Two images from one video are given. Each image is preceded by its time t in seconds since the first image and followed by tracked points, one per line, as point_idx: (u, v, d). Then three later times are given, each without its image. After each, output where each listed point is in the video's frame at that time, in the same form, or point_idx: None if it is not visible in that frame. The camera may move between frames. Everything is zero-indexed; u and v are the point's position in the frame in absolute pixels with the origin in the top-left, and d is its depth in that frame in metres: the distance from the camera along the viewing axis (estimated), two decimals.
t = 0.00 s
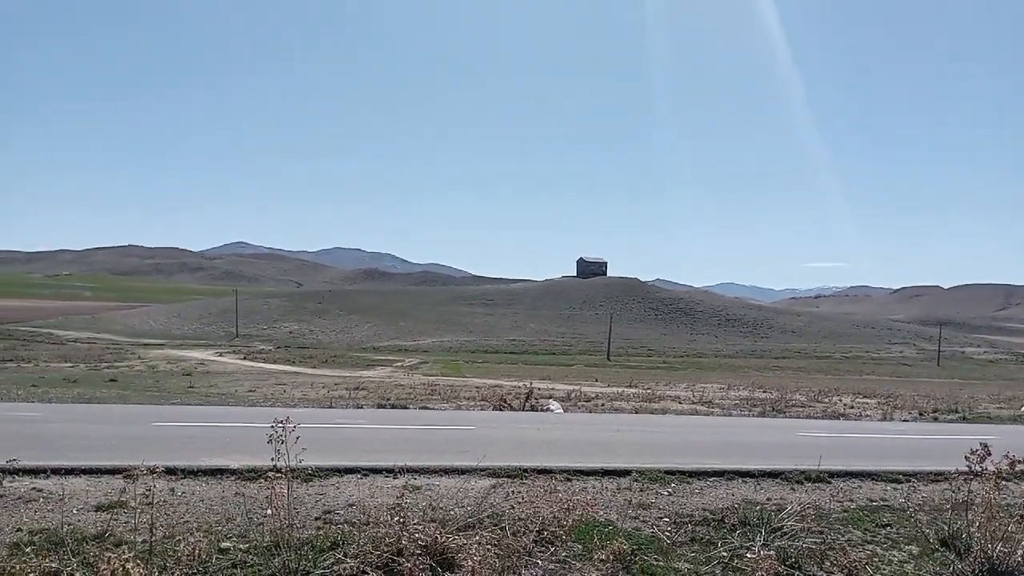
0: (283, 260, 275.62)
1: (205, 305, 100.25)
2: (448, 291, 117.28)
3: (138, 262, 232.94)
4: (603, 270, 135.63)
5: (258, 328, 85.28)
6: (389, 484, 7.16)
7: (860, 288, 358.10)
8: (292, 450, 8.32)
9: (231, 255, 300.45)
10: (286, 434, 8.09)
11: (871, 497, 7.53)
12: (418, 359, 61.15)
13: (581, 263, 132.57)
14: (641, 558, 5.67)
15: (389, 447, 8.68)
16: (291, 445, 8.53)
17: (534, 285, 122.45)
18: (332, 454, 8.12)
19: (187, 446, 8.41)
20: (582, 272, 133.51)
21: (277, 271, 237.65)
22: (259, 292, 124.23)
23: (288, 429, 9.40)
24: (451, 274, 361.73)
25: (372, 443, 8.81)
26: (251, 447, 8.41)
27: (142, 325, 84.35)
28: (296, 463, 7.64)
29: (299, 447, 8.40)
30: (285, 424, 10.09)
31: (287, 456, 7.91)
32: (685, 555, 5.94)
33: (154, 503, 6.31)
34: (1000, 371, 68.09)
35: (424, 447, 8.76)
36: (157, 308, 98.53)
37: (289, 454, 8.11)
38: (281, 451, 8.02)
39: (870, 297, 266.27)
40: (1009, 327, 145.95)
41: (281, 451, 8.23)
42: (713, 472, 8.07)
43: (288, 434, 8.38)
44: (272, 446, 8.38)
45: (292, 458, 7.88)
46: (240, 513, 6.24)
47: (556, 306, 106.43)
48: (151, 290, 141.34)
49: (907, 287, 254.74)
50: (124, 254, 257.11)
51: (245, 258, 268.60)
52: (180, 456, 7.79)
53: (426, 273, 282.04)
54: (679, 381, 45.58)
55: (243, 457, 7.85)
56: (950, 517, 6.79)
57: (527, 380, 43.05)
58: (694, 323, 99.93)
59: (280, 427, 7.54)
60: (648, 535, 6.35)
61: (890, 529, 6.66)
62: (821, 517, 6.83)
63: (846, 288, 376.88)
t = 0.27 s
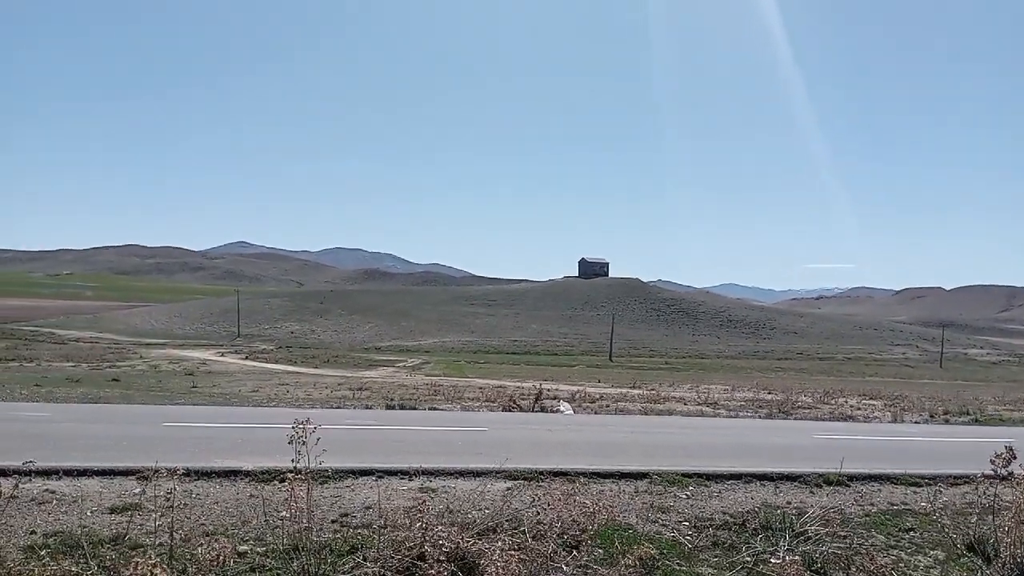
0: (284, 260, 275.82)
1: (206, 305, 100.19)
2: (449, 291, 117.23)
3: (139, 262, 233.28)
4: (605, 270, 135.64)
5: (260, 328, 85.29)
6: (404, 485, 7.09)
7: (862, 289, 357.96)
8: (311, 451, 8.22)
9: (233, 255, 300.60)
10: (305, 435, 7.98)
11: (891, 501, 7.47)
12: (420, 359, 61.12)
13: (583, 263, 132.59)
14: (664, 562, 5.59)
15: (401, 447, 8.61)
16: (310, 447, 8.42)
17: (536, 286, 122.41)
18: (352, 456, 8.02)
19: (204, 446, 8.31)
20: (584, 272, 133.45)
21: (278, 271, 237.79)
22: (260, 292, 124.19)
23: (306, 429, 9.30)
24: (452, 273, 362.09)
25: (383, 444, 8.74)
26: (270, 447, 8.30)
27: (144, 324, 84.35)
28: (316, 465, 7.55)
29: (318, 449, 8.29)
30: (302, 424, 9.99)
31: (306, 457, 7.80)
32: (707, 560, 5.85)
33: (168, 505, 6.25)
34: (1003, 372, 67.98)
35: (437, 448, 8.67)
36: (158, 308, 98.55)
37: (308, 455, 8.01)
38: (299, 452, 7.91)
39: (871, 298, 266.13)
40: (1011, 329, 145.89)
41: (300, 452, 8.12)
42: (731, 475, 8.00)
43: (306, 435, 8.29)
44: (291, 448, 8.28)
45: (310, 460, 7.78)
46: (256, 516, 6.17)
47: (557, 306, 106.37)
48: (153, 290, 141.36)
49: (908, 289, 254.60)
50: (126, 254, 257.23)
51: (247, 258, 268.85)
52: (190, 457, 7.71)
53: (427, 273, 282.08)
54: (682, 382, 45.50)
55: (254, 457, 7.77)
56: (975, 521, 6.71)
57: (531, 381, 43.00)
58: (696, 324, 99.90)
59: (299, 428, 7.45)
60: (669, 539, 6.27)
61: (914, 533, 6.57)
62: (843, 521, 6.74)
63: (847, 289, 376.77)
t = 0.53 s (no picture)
0: (287, 262, 276.04)
1: (209, 307, 100.21)
2: (452, 294, 117.23)
3: (142, 263, 233.64)
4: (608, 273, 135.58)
5: (263, 330, 85.28)
6: (418, 491, 7.02)
7: (864, 292, 357.63)
8: (327, 456, 8.13)
9: (236, 257, 300.97)
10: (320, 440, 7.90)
11: (910, 508, 7.39)
12: (423, 362, 61.06)
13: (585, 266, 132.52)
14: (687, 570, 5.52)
15: (413, 452, 8.54)
16: (325, 452, 8.32)
17: (539, 288, 122.38)
18: (368, 461, 7.93)
19: (218, 450, 8.21)
20: (587, 275, 133.39)
21: (281, 273, 237.99)
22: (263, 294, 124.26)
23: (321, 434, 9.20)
24: (454, 276, 362.19)
25: (396, 449, 8.68)
26: (285, 452, 8.20)
27: (147, 326, 84.38)
28: (331, 470, 7.47)
29: (333, 454, 8.20)
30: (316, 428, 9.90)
31: (322, 462, 7.71)
32: (726, 568, 5.78)
33: (181, 510, 6.18)
34: (1006, 376, 67.79)
35: (449, 453, 8.60)
36: (161, 310, 98.58)
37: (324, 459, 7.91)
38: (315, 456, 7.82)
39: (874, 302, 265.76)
40: (1015, 333, 145.53)
41: (315, 457, 8.04)
42: (746, 481, 7.93)
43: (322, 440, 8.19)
44: (306, 453, 8.18)
45: (326, 464, 7.68)
46: (269, 522, 6.10)
47: (560, 309, 106.31)
48: (155, 292, 141.44)
49: (911, 292, 254.14)
50: (129, 256, 257.63)
51: (249, 260, 269.10)
52: (202, 461, 7.64)
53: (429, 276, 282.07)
54: (685, 386, 45.40)
55: (266, 461, 7.70)
56: (997, 529, 6.63)
57: (534, 384, 42.95)
58: (699, 327, 99.77)
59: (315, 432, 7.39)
60: (688, 546, 6.20)
61: (935, 541, 6.50)
62: (863, 529, 6.67)
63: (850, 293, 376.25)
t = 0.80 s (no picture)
0: (285, 263, 275.86)
1: (207, 308, 100.16)
2: (450, 295, 117.22)
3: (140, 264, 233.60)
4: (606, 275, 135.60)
5: (261, 331, 85.17)
6: (424, 494, 6.95)
7: (862, 294, 357.97)
8: (339, 459, 8.06)
9: (234, 258, 300.80)
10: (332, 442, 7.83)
11: (920, 512, 7.32)
12: (421, 363, 61.05)
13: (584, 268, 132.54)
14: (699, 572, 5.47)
15: (417, 454, 8.47)
16: (338, 454, 8.25)
17: (537, 290, 122.41)
18: (381, 465, 7.85)
19: (228, 453, 8.12)
20: (585, 276, 133.39)
21: (279, 274, 237.92)
22: (262, 295, 124.18)
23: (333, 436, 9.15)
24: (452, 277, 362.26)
25: (399, 451, 8.60)
26: (295, 455, 8.13)
27: (144, 327, 84.28)
28: (341, 474, 7.39)
29: (346, 457, 8.11)
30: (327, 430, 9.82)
31: (333, 465, 7.64)
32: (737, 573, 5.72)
33: (185, 513, 6.11)
34: (1004, 378, 67.81)
35: (454, 455, 8.53)
36: (159, 310, 98.47)
37: (335, 463, 7.84)
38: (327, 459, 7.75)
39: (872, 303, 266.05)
40: (1012, 334, 145.67)
41: (327, 459, 7.94)
42: (754, 484, 7.86)
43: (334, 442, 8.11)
44: (318, 455, 8.11)
45: (338, 468, 7.61)
46: (274, 526, 6.04)
47: (558, 310, 106.29)
48: (153, 292, 141.35)
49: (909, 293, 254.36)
50: (127, 257, 257.56)
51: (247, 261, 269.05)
52: (205, 463, 7.56)
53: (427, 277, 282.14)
54: (685, 387, 45.36)
55: (269, 464, 7.63)
56: (1009, 533, 6.57)
57: (533, 385, 42.92)
58: (697, 328, 99.78)
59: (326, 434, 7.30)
60: (697, 551, 6.13)
61: (946, 545, 6.43)
62: (875, 533, 6.60)
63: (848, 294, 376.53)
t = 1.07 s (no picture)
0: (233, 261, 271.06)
1: (152, 307, 97.82)
2: (403, 294, 116.47)
3: (81, 262, 227.21)
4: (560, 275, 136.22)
5: (208, 331, 83.49)
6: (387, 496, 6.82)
7: (808, 294, 366.09)
8: (302, 461, 7.89)
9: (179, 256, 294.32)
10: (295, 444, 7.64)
11: (879, 508, 7.42)
12: (373, 363, 60.50)
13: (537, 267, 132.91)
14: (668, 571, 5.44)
15: (379, 456, 8.33)
16: (302, 456, 8.06)
17: (491, 289, 122.37)
18: (345, 466, 7.70)
19: (185, 456, 7.88)
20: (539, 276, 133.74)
21: (227, 273, 233.69)
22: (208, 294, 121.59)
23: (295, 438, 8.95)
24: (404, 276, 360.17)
25: (361, 452, 8.46)
26: (254, 457, 7.92)
27: (87, 326, 81.93)
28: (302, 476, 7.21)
29: (310, 459, 7.93)
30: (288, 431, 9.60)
31: (297, 467, 7.46)
32: (704, 570, 5.72)
33: (138, 519, 5.87)
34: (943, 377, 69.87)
35: (416, 456, 8.42)
36: (102, 309, 95.83)
37: (299, 465, 7.67)
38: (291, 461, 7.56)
39: (817, 304, 272.15)
40: (950, 334, 150.38)
41: (290, 462, 7.77)
42: (717, 482, 7.90)
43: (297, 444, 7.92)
44: (281, 457, 7.92)
45: (301, 469, 7.43)
46: (233, 530, 5.86)
47: (512, 310, 106.39)
48: (96, 291, 137.58)
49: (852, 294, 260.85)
50: (68, 254, 250.34)
51: (194, 259, 263.66)
52: (159, 466, 7.32)
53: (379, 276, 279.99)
54: (638, 386, 45.75)
55: (226, 466, 7.41)
56: (966, 528, 6.70)
57: (487, 385, 42.82)
58: (649, 328, 100.80)
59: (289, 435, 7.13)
60: (664, 549, 6.11)
61: (906, 541, 6.52)
62: (836, 529, 6.67)
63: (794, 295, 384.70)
